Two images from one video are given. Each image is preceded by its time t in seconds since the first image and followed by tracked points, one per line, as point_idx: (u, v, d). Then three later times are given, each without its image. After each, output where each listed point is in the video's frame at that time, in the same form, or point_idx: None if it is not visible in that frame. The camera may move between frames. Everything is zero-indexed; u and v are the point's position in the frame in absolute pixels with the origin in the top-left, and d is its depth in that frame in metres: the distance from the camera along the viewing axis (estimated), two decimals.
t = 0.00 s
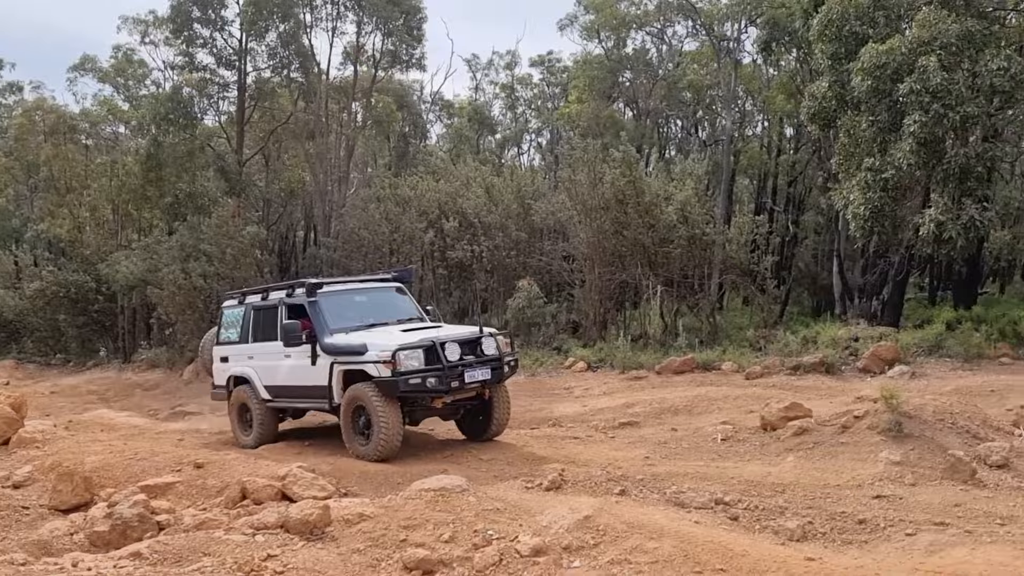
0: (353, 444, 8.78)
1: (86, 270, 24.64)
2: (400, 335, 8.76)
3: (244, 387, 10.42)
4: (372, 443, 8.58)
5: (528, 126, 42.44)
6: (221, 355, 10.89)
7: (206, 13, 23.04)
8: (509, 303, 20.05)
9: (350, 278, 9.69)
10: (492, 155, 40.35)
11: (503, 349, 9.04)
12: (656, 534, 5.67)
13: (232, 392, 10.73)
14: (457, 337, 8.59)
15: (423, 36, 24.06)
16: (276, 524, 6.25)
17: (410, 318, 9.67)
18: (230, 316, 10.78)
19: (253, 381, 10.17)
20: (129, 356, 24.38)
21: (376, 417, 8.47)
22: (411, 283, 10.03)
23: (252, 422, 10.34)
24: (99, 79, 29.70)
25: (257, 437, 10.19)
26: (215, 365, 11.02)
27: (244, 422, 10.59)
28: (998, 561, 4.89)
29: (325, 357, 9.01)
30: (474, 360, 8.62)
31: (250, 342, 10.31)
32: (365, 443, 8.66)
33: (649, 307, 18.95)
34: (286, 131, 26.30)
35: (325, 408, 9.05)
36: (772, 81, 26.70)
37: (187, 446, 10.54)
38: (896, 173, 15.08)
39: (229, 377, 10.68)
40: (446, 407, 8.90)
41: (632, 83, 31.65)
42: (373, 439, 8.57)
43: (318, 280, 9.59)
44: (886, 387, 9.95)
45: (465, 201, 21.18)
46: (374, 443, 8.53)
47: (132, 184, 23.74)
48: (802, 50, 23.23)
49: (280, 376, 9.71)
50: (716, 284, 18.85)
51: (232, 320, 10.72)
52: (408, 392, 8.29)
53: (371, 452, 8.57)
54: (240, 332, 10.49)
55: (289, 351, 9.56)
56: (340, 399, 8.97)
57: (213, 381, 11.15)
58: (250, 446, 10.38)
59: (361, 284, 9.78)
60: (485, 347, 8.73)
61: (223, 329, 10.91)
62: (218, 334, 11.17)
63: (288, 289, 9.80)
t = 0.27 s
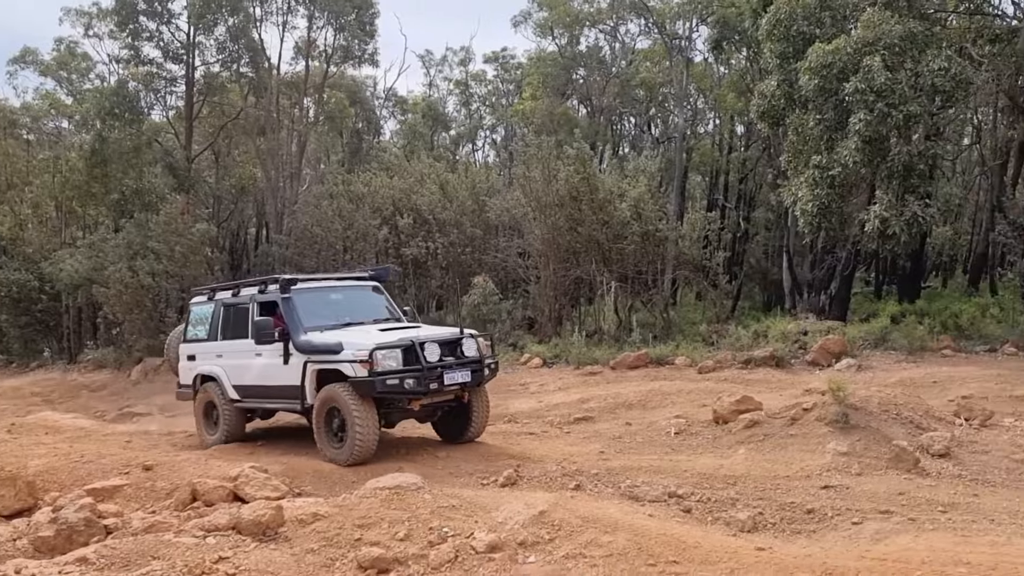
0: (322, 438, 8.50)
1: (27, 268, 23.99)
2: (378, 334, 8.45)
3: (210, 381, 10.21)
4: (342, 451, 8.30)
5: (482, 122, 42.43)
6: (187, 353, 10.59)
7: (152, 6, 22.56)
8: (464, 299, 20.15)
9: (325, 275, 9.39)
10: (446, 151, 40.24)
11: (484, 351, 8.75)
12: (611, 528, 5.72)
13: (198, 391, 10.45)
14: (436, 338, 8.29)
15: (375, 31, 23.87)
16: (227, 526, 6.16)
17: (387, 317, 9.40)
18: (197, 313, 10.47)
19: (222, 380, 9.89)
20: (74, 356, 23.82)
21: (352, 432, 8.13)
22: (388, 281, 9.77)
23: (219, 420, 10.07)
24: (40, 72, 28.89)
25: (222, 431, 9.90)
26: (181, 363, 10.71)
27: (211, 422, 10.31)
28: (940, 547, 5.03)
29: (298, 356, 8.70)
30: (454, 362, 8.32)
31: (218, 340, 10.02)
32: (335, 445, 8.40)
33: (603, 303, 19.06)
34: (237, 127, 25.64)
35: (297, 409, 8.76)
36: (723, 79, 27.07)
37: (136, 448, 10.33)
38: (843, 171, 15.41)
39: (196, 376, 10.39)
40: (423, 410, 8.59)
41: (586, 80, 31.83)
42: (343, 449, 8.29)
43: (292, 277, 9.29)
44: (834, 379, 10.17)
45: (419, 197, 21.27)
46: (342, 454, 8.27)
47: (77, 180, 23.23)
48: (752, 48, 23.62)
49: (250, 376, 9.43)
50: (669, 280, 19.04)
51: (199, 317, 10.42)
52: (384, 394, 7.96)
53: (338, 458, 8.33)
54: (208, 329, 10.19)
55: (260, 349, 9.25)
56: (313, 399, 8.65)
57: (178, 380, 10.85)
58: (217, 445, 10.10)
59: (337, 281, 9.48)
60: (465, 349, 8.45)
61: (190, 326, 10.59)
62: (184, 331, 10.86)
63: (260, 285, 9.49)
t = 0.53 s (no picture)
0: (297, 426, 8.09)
1: None
2: (364, 331, 8.05)
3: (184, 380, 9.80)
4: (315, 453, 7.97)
5: (445, 119, 42.29)
6: (166, 343, 10.21)
7: None
8: (428, 297, 20.09)
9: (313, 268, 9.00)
10: (408, 148, 40.05)
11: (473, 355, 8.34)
12: (574, 524, 5.75)
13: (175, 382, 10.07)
14: (425, 338, 7.89)
15: (336, 28, 23.65)
16: (187, 528, 6.08)
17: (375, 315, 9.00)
18: (180, 301, 10.10)
19: (199, 371, 9.49)
20: (27, 357, 23.34)
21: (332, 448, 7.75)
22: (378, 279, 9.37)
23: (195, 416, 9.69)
24: None
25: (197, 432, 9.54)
26: (160, 352, 10.33)
27: (185, 418, 9.92)
28: (895, 537, 5.14)
29: (281, 349, 8.29)
30: (442, 365, 7.92)
31: (198, 329, 9.62)
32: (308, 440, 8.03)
33: (566, 300, 19.10)
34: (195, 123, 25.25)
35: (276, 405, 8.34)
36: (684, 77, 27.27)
37: (92, 450, 10.13)
38: (800, 168, 15.63)
39: (174, 366, 10.01)
40: (407, 412, 8.19)
41: (548, 77, 31.89)
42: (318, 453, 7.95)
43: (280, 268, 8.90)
44: (793, 373, 10.32)
45: (381, 194, 21.19)
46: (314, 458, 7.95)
47: (29, 178, 22.71)
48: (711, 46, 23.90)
49: (229, 368, 9.02)
50: (631, 277, 19.23)
51: (181, 305, 10.04)
52: (368, 393, 7.57)
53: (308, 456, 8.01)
54: (189, 318, 9.79)
55: (240, 341, 8.83)
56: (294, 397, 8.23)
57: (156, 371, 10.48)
58: (191, 442, 9.72)
59: (326, 275, 9.08)
60: (454, 351, 8.03)
61: (172, 314, 10.20)
62: (164, 320, 10.49)
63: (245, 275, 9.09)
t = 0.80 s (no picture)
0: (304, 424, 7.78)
1: None
2: (368, 335, 7.68)
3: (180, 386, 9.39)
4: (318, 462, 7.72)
5: (429, 118, 42.24)
6: (159, 348, 9.76)
7: None
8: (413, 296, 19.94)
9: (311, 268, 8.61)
10: (393, 147, 39.96)
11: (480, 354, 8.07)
12: (561, 522, 5.75)
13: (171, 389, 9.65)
14: (432, 341, 7.59)
15: (319, 26, 23.56)
16: (171, 531, 6.05)
17: (377, 314, 8.66)
18: (172, 304, 9.63)
19: (197, 379, 9.07)
20: (8, 359, 23.14)
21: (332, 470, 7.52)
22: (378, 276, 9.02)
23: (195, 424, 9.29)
24: None
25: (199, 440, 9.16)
26: (154, 358, 9.88)
27: (184, 425, 9.52)
28: (878, 532, 5.18)
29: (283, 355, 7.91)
30: (451, 368, 7.62)
31: (194, 334, 9.18)
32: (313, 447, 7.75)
33: (551, 299, 19.12)
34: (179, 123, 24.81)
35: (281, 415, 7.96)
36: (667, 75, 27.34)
37: (74, 453, 10.04)
38: (783, 166, 15.73)
39: (169, 372, 9.58)
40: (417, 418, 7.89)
41: (532, 75, 31.90)
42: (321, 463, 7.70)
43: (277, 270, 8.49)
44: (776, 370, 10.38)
45: (365, 194, 21.18)
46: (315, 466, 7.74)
47: (8, 178, 22.51)
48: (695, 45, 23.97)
49: (230, 375, 8.62)
50: (616, 275, 19.29)
51: (174, 309, 9.58)
52: (376, 403, 7.23)
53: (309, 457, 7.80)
54: (183, 323, 9.34)
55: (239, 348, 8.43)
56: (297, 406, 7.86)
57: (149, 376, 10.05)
58: (192, 450, 9.33)
59: (324, 275, 8.69)
60: (463, 353, 7.77)
61: (164, 318, 9.73)
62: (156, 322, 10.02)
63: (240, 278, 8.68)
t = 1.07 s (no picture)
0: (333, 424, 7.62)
1: None
2: (392, 346, 7.49)
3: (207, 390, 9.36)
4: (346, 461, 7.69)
5: (440, 119, 42.30)
6: (179, 356, 9.65)
7: (100, 3, 22.07)
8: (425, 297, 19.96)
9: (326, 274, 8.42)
10: (405, 149, 40.04)
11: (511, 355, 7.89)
12: (574, 523, 5.75)
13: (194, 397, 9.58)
14: (461, 350, 7.41)
15: (330, 29, 23.64)
16: (186, 532, 6.09)
17: (398, 314, 8.52)
18: (188, 311, 9.49)
19: (221, 390, 9.00)
20: (25, 361, 23.34)
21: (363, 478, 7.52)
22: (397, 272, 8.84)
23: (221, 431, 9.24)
24: None
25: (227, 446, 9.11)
26: (173, 367, 9.78)
27: (210, 431, 9.47)
28: (894, 532, 5.15)
29: (306, 371, 7.82)
30: (482, 376, 7.47)
31: (213, 344, 9.06)
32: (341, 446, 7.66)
33: (564, 299, 19.30)
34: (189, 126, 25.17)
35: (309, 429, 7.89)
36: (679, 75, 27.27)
37: (91, 455, 10.11)
38: (796, 165, 15.70)
39: (191, 382, 9.50)
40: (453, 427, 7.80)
41: (543, 76, 31.90)
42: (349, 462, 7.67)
43: (292, 278, 8.30)
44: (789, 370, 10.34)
45: (378, 196, 21.25)
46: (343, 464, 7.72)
47: (24, 183, 22.70)
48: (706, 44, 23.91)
49: (254, 387, 8.54)
50: (628, 275, 19.37)
51: (190, 317, 9.43)
52: (408, 421, 7.13)
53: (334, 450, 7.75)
54: (200, 332, 9.21)
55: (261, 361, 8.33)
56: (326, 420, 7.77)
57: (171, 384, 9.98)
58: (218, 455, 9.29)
59: (343, 278, 8.52)
60: (494, 359, 7.61)
61: (180, 325, 9.59)
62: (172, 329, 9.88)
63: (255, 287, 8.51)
